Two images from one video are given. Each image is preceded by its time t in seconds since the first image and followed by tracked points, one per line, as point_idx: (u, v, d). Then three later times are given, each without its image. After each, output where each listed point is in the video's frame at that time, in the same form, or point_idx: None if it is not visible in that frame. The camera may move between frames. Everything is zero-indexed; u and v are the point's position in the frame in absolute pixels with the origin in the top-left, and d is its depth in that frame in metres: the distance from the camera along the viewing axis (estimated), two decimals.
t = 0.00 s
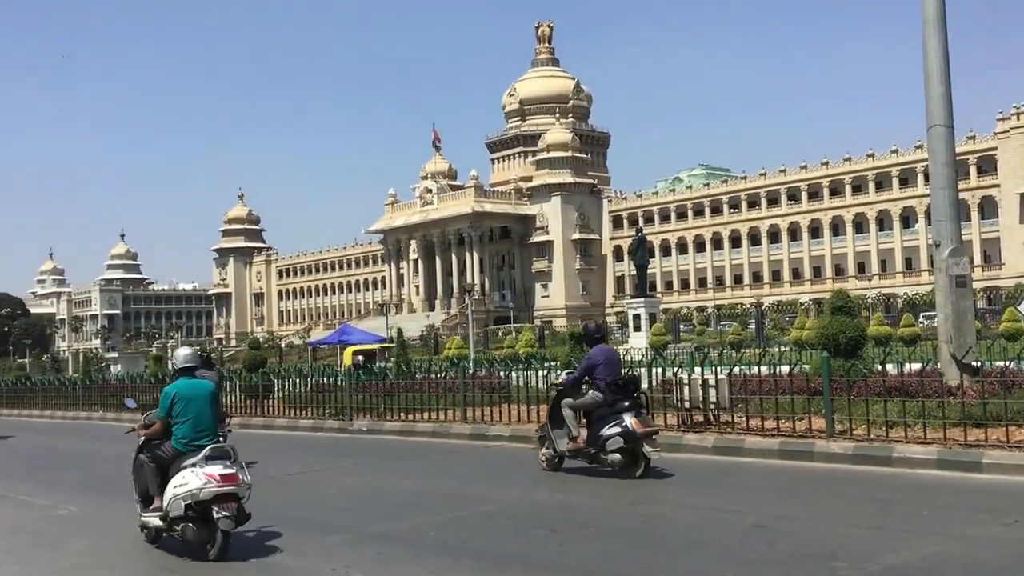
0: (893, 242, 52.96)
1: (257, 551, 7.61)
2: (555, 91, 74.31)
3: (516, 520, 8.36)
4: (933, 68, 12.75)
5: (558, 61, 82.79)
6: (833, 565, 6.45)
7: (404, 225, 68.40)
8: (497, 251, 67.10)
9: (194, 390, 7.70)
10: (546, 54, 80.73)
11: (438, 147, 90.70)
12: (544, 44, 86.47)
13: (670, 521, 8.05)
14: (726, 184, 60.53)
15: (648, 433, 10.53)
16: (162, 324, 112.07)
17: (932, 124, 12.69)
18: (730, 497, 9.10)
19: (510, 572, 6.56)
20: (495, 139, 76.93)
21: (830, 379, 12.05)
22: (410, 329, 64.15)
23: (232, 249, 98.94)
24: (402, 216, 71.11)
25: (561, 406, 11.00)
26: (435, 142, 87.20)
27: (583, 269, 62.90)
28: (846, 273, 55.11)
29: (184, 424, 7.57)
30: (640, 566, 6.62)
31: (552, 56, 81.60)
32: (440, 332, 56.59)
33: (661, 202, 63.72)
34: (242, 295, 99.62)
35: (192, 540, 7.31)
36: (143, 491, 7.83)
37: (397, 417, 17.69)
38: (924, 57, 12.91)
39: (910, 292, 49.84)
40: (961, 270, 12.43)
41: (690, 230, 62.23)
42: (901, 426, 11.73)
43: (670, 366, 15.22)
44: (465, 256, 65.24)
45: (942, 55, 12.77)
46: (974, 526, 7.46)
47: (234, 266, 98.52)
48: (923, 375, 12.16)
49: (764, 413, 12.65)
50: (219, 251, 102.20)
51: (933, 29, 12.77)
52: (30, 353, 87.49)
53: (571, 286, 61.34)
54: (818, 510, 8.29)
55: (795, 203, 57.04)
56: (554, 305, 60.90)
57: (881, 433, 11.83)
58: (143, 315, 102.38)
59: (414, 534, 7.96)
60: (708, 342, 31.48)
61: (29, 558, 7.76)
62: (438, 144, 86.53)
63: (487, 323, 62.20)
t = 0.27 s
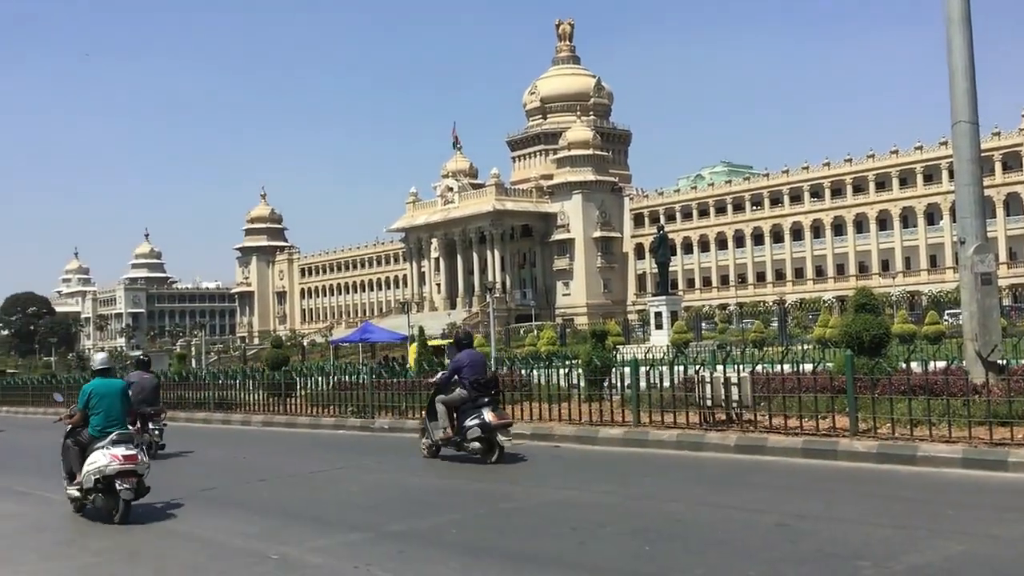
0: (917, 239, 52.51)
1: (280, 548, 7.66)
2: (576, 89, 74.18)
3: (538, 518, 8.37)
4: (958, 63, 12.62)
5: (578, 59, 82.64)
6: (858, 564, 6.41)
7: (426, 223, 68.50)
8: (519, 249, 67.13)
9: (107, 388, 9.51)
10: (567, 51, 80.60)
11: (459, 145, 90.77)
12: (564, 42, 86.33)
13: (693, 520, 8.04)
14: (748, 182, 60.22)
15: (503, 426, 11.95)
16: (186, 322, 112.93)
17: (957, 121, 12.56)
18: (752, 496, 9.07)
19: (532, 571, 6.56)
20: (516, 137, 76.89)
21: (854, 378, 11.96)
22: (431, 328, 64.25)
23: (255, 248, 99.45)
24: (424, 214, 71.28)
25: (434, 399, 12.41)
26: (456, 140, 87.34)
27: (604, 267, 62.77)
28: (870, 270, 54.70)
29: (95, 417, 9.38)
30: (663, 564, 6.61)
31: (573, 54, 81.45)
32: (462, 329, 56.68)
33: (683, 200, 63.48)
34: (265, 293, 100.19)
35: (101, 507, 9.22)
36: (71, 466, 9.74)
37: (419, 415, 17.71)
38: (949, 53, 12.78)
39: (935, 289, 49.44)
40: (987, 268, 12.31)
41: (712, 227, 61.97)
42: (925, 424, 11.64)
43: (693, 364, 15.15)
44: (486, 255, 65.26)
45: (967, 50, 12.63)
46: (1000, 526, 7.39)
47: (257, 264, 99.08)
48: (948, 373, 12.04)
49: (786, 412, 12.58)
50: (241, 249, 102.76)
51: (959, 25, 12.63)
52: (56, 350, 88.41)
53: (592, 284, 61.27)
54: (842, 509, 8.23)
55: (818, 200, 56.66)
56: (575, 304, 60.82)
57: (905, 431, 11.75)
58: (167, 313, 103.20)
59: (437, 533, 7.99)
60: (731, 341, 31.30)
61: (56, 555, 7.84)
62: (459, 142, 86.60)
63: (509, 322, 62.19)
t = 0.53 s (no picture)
0: (943, 237, 52.01)
1: (304, 547, 7.71)
2: (599, 88, 74.12)
3: (561, 517, 8.39)
4: (986, 60, 12.49)
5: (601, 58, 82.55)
6: (883, 564, 6.38)
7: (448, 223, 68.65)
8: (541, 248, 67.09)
9: (59, 387, 11.14)
10: (590, 50, 80.54)
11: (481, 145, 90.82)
12: (587, 41, 86.27)
13: (716, 520, 8.03)
14: (772, 180, 59.92)
15: (403, 420, 13.75)
16: (211, 322, 113.69)
17: (985, 117, 12.41)
18: (776, 495, 9.03)
19: (555, 570, 6.58)
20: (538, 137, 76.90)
21: (880, 378, 11.88)
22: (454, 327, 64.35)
23: (279, 248, 100.00)
24: (446, 213, 71.42)
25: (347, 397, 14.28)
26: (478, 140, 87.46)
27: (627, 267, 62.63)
28: (895, 269, 54.25)
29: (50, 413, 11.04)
30: (686, 564, 6.60)
31: (595, 53, 81.35)
32: (484, 329, 56.72)
33: (706, 198, 63.25)
34: (289, 294, 100.72)
35: (55, 486, 10.97)
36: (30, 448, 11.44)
37: (442, 415, 17.75)
38: (977, 50, 12.64)
39: (961, 288, 48.99)
40: (1015, 266, 12.17)
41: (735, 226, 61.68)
42: (952, 423, 11.54)
43: (716, 362, 15.10)
44: (509, 254, 65.31)
45: (994, 48, 12.50)
46: None
47: (281, 265, 99.58)
48: (976, 371, 11.91)
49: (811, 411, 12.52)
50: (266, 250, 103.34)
51: (986, 21, 12.51)
52: (83, 351, 89.24)
53: (615, 283, 61.16)
54: (867, 509, 8.17)
55: (843, 198, 56.26)
56: (598, 303, 60.69)
57: (932, 430, 11.64)
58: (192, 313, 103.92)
59: (460, 532, 8.03)
60: (755, 340, 31.17)
61: (84, 552, 7.94)
62: (481, 142, 86.72)
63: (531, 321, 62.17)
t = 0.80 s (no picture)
0: (973, 236, 51.47)
1: (332, 548, 7.73)
2: (624, 89, 74.01)
3: (588, 518, 8.36)
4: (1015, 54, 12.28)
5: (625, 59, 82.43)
6: (914, 566, 6.31)
7: (473, 226, 68.79)
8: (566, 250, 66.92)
9: (38, 390, 12.72)
10: (614, 51, 80.44)
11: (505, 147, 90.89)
12: (611, 42, 86.15)
13: (745, 521, 7.97)
14: (799, 180, 59.53)
15: (336, 419, 15.65)
16: (237, 324, 114.47)
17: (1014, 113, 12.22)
18: (806, 496, 8.94)
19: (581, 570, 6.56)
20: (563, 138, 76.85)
21: (910, 379, 11.74)
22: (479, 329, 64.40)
23: (305, 251, 100.57)
24: (471, 215, 71.48)
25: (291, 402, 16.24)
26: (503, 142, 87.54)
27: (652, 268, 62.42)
28: (924, 269, 53.73)
29: (29, 412, 12.62)
30: (714, 566, 6.56)
31: (619, 54, 81.22)
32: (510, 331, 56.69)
33: (732, 199, 62.93)
34: (315, 296, 101.21)
35: (33, 475, 12.56)
36: (16, 425, 13.15)
37: (468, 417, 17.76)
38: (1005, 45, 12.44)
39: (992, 288, 48.44)
40: None
41: (761, 227, 61.33)
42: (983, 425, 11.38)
43: (742, 363, 14.99)
44: (534, 256, 65.33)
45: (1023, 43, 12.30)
46: None
47: (307, 267, 100.00)
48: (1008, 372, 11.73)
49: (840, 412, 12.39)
50: (292, 252, 103.94)
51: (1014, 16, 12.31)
52: (112, 353, 90.04)
53: (640, 284, 60.94)
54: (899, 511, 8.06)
55: (870, 198, 55.80)
56: (623, 304, 60.50)
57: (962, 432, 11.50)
58: (219, 316, 104.62)
59: (487, 532, 8.04)
60: (782, 341, 30.99)
61: (115, 552, 8.02)
62: (506, 144, 86.79)
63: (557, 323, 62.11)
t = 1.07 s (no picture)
0: (1002, 239, 50.91)
1: (359, 554, 7.70)
2: (648, 93, 73.88)
3: (616, 524, 8.29)
4: None
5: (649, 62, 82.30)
6: (946, 572, 6.23)
7: (497, 231, 68.85)
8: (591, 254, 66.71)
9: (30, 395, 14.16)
10: (638, 55, 80.34)
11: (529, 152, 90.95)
12: (635, 46, 86.06)
13: (778, 530, 7.88)
14: (825, 183, 59.13)
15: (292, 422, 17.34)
16: (264, 330, 115.16)
17: None
18: (835, 504, 8.85)
19: None
20: (587, 143, 76.79)
21: (939, 382, 11.60)
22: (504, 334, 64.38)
23: (330, 257, 101.06)
24: (495, 220, 71.53)
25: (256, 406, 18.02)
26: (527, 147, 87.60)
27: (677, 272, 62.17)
28: (952, 272, 53.19)
29: (22, 416, 14.04)
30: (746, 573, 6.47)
31: (643, 58, 81.10)
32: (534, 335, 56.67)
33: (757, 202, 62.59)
34: (340, 302, 101.67)
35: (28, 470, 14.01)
36: (13, 426, 14.58)
37: (493, 421, 17.74)
38: None
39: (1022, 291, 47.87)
40: None
41: (787, 230, 60.95)
42: (1014, 429, 11.22)
43: (769, 368, 14.87)
44: (558, 261, 65.30)
45: None
46: None
47: (332, 273, 100.44)
48: None
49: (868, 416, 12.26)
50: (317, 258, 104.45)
51: None
52: (141, 359, 90.83)
53: (665, 288, 60.67)
54: (932, 520, 7.94)
55: (897, 200, 55.33)
56: (648, 308, 60.26)
57: (993, 437, 11.34)
58: (245, 321, 105.34)
59: (513, 538, 7.99)
60: (809, 344, 30.80)
61: (144, 557, 8.07)
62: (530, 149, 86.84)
63: (581, 327, 62.00)
